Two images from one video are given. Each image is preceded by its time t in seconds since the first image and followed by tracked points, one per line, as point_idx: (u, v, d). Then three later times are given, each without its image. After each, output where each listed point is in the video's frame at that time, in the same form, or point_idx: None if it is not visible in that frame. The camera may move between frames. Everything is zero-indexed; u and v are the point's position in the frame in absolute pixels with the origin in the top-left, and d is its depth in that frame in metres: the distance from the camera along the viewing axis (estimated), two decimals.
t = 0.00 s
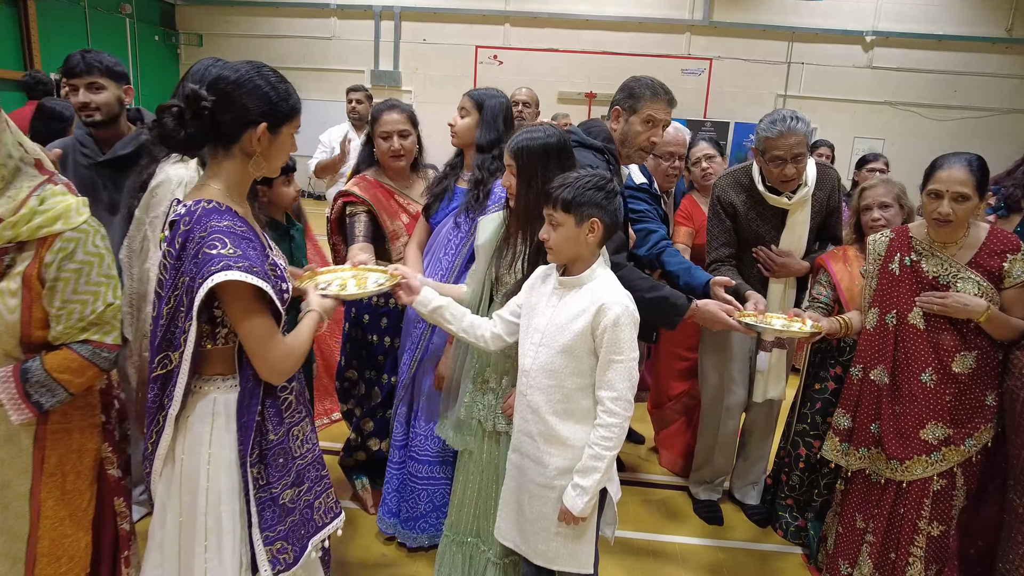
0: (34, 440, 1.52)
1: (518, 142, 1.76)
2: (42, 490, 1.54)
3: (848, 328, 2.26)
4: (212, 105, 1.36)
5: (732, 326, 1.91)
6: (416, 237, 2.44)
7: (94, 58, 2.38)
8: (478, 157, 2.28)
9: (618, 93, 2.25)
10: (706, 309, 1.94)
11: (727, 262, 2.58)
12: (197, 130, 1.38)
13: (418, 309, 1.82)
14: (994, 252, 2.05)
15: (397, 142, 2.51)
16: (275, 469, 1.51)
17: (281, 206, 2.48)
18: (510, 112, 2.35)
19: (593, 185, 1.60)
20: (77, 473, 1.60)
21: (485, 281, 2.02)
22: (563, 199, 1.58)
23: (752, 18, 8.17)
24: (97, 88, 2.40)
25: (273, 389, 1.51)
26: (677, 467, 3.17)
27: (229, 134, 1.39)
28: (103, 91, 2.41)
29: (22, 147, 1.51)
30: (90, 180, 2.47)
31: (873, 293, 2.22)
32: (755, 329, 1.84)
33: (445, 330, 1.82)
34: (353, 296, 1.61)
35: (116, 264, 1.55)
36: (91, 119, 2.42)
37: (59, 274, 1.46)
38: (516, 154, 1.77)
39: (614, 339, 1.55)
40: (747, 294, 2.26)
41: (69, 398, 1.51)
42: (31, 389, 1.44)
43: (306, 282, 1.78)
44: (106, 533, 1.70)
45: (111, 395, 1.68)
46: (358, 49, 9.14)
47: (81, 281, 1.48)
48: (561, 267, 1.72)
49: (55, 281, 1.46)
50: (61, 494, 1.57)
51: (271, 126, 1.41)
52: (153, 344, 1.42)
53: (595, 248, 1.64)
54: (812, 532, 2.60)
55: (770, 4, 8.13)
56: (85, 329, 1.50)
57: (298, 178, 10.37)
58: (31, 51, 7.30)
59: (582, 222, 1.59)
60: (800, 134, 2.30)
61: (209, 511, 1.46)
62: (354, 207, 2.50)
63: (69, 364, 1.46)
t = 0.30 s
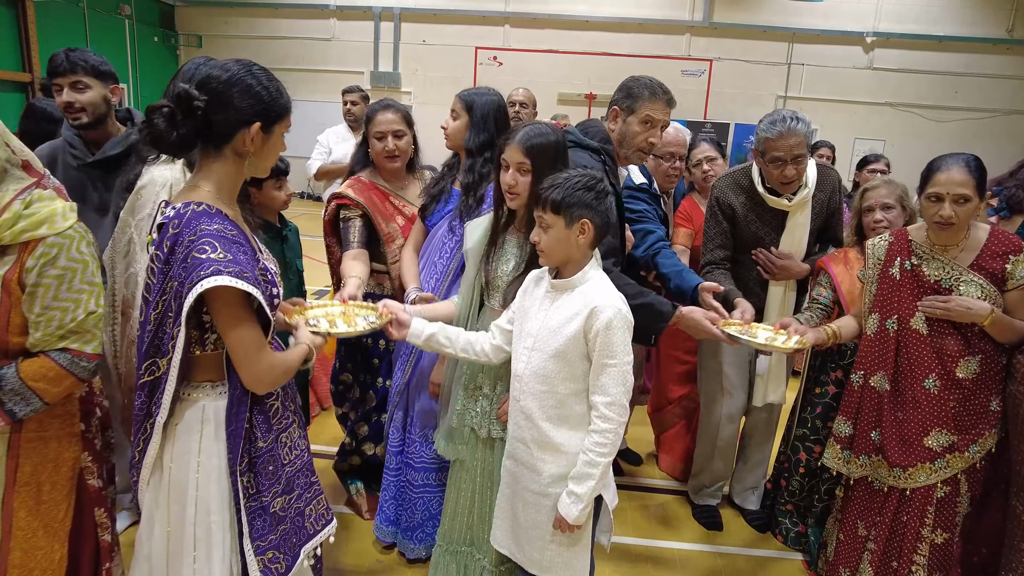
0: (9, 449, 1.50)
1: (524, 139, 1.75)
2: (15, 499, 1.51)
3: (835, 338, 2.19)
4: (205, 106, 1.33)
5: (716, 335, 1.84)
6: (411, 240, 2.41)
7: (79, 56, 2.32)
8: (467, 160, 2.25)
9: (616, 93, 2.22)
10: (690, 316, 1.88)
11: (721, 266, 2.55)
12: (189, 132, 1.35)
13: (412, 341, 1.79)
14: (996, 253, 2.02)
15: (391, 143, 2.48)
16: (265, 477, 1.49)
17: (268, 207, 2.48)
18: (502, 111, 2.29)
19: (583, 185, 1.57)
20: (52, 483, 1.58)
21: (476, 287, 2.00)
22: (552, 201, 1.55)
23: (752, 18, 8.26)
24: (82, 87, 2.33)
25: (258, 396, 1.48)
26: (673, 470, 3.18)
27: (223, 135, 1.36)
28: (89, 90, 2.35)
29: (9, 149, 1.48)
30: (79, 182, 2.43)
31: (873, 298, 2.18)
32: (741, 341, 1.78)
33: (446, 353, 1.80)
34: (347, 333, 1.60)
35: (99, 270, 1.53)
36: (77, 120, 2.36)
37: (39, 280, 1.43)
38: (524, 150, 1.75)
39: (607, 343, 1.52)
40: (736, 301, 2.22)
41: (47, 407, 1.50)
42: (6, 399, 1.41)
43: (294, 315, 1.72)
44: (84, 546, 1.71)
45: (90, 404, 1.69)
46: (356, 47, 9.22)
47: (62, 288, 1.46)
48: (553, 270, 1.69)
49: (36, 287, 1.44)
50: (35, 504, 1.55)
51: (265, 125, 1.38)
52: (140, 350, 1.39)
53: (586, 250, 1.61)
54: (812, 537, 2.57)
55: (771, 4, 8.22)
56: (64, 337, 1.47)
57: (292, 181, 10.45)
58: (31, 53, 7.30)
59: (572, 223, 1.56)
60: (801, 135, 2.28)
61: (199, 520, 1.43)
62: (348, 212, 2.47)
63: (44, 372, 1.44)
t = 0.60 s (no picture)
0: None
1: (524, 141, 1.75)
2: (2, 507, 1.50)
3: (815, 339, 2.20)
4: (190, 106, 1.32)
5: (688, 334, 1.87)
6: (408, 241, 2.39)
7: (92, 55, 2.27)
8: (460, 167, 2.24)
9: (614, 95, 2.21)
10: (662, 315, 1.89)
11: (712, 266, 2.53)
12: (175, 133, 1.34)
13: (441, 349, 1.77)
14: (996, 256, 2.00)
15: (387, 145, 2.47)
16: (264, 481, 1.47)
17: (261, 210, 2.48)
18: (495, 109, 2.27)
19: (584, 189, 1.55)
20: (40, 490, 1.57)
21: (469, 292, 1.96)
22: (553, 205, 1.53)
23: (752, 18, 8.25)
24: (92, 85, 2.29)
25: (263, 400, 1.48)
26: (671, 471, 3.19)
27: (209, 135, 1.34)
28: (98, 89, 2.30)
29: None
30: (85, 183, 2.35)
31: (873, 299, 2.15)
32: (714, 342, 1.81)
33: (472, 364, 1.79)
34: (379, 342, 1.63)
35: (88, 277, 1.51)
36: (84, 116, 2.32)
37: (27, 287, 1.41)
38: (525, 152, 1.75)
39: (603, 348, 1.50)
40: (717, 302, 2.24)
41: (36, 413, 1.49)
42: None
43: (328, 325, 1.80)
44: (72, 554, 1.70)
45: (79, 411, 1.68)
46: (356, 48, 9.21)
47: (50, 294, 1.44)
48: (553, 274, 1.67)
49: (24, 292, 1.42)
50: (23, 511, 1.53)
51: (251, 126, 1.36)
52: (131, 357, 1.37)
53: (588, 254, 1.60)
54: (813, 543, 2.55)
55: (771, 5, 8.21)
56: (53, 344, 1.46)
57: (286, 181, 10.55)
58: (31, 54, 7.29)
59: (574, 228, 1.55)
60: (801, 136, 2.26)
61: (192, 526, 1.41)
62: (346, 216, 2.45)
63: (30, 380, 1.43)
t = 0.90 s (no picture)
0: None
1: (524, 141, 1.74)
2: None
3: (813, 338, 2.18)
4: (178, 106, 1.31)
5: (682, 332, 1.86)
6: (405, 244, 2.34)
7: (105, 58, 2.22)
8: (468, 169, 2.23)
9: (609, 95, 2.20)
10: (657, 312, 1.90)
11: (711, 267, 2.51)
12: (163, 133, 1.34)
13: (438, 350, 1.78)
14: (996, 257, 1.99)
15: (383, 146, 2.45)
16: (260, 485, 1.45)
17: (257, 212, 2.46)
18: (490, 109, 2.27)
19: (594, 193, 1.56)
20: (35, 494, 1.55)
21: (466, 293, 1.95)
22: (562, 207, 1.53)
23: (751, 19, 8.24)
24: (100, 88, 2.24)
25: (256, 402, 1.45)
26: (671, 475, 3.15)
27: (197, 136, 1.33)
28: (106, 93, 2.25)
29: None
30: (89, 187, 2.29)
31: (872, 301, 2.13)
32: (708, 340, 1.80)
33: (469, 368, 1.77)
34: (375, 343, 1.61)
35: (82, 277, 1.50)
36: (89, 119, 2.27)
37: (19, 287, 1.40)
38: (524, 152, 1.74)
39: (604, 350, 1.50)
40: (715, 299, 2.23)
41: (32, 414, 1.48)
42: None
43: (325, 329, 1.77)
44: (68, 558, 1.69)
45: (74, 413, 1.67)
46: (356, 49, 9.20)
47: (44, 295, 1.43)
48: (554, 275, 1.66)
49: (16, 294, 1.40)
50: (18, 515, 1.52)
51: (240, 126, 1.35)
52: (122, 360, 1.36)
53: (591, 257, 1.60)
54: (812, 546, 2.58)
55: (771, 7, 8.20)
56: (48, 345, 1.45)
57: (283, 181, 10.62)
58: (31, 56, 7.30)
59: (581, 230, 1.55)
60: (801, 137, 2.24)
61: (183, 532, 1.39)
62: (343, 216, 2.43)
63: (25, 382, 1.42)
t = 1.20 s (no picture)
0: None
1: (517, 142, 1.73)
2: None
3: (828, 343, 2.15)
4: (170, 105, 1.31)
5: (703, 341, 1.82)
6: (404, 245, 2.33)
7: (99, 59, 2.28)
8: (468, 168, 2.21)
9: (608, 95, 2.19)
10: (677, 321, 1.88)
11: (716, 271, 2.51)
12: (155, 133, 1.33)
13: (402, 353, 1.74)
14: (995, 258, 1.98)
15: (380, 145, 2.45)
16: (246, 489, 1.44)
17: (253, 214, 2.44)
18: (490, 109, 2.27)
19: (595, 194, 1.55)
20: (33, 495, 1.54)
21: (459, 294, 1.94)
22: (564, 207, 1.51)
23: (752, 20, 8.24)
24: (96, 90, 2.29)
25: (242, 405, 1.45)
26: (672, 479, 3.15)
27: (189, 136, 1.32)
28: (101, 94, 2.31)
29: None
30: (84, 189, 2.28)
31: (870, 302, 2.13)
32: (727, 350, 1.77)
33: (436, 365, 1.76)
34: (330, 349, 1.56)
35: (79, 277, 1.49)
36: (86, 120, 2.30)
37: (16, 287, 1.39)
38: (518, 153, 1.73)
39: (608, 353, 1.49)
40: (725, 307, 2.20)
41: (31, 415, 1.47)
42: None
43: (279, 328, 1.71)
44: (66, 560, 1.67)
45: (72, 414, 1.66)
46: (356, 50, 9.19)
47: (42, 295, 1.42)
48: (552, 276, 1.65)
49: (14, 294, 1.39)
50: (16, 517, 1.51)
51: (232, 127, 1.33)
52: (114, 362, 1.35)
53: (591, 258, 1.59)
54: (812, 547, 2.56)
55: (772, 8, 8.19)
56: (47, 345, 1.44)
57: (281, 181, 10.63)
58: (31, 56, 7.29)
59: (582, 231, 1.54)
60: (802, 139, 2.23)
61: (176, 534, 1.39)
62: (338, 216, 2.42)
63: (25, 382, 1.41)
